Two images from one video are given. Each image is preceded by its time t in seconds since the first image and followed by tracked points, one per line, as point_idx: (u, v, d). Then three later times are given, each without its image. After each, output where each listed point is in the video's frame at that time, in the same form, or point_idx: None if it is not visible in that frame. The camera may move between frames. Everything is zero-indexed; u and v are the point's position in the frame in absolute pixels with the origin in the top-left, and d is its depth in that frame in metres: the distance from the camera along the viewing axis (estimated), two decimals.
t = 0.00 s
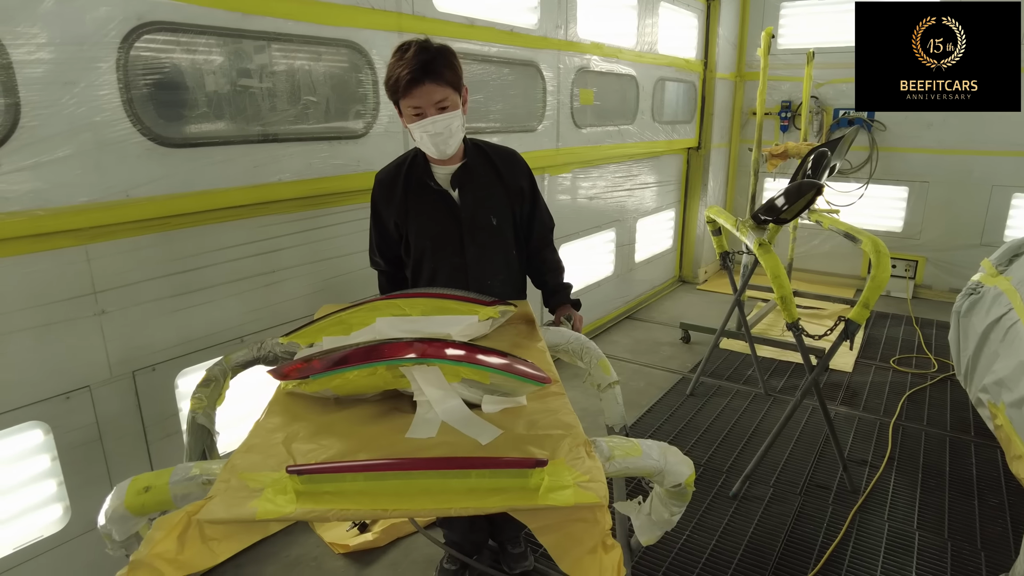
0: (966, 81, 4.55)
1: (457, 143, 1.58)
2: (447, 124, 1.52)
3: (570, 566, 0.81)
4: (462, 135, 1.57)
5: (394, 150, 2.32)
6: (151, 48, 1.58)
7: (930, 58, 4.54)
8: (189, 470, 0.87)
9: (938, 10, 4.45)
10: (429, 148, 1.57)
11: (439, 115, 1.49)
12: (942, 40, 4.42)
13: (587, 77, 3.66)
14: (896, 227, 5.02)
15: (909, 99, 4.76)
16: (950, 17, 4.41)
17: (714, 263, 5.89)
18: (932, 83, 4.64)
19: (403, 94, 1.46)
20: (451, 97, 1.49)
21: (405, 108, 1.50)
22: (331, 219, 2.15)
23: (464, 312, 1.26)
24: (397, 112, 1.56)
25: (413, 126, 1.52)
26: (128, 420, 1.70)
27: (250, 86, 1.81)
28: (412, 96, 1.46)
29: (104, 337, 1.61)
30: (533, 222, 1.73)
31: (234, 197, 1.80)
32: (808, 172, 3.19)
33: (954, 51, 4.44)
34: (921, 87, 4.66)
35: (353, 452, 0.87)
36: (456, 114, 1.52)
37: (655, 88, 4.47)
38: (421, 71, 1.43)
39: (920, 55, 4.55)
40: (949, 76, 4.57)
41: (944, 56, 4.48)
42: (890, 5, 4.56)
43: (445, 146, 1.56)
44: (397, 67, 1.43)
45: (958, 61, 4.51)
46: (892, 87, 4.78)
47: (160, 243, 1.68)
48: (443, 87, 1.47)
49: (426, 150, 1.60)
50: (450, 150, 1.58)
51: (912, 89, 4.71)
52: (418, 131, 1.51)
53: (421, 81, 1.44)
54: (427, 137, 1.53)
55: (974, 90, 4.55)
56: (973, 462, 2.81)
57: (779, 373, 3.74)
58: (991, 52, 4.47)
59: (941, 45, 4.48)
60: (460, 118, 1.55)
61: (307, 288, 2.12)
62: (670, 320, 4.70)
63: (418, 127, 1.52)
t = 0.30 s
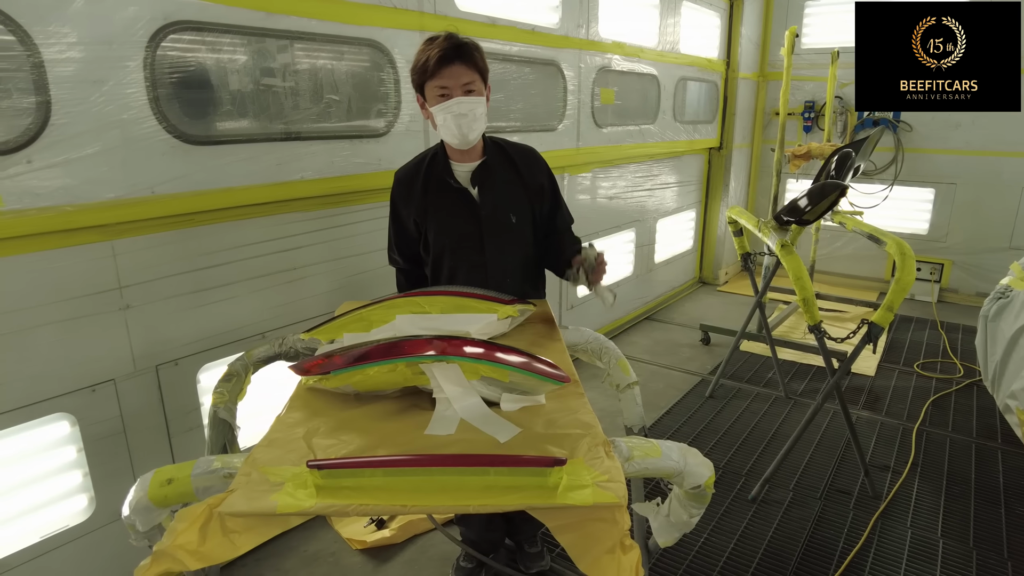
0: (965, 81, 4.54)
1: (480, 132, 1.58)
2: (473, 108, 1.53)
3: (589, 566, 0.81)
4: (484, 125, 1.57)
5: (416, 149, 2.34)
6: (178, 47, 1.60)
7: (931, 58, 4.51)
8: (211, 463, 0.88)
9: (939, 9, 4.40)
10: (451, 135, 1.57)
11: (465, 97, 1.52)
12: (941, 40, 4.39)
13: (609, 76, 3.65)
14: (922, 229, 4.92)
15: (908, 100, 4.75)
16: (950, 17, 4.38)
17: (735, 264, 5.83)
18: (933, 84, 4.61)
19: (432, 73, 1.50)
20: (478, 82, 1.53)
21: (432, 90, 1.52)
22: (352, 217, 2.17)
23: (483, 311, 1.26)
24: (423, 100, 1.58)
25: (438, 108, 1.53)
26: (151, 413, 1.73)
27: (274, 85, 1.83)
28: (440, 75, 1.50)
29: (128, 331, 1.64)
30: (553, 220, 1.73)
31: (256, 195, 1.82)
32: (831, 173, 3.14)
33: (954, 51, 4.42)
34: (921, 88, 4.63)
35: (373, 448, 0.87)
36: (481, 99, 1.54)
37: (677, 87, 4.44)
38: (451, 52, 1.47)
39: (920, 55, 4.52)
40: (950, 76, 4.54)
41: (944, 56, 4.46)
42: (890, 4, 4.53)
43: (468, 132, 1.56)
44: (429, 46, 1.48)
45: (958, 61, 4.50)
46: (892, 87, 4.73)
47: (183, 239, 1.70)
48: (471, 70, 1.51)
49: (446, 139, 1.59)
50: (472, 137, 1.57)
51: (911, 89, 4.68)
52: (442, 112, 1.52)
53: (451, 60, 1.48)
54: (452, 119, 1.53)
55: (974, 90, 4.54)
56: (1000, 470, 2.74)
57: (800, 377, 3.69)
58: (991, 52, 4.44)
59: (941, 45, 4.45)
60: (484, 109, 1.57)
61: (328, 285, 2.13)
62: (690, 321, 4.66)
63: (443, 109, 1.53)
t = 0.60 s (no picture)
0: (965, 81, 4.42)
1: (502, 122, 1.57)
2: (496, 95, 1.54)
3: (606, 568, 0.80)
4: (506, 114, 1.56)
5: (435, 149, 2.34)
6: (202, 47, 1.62)
7: (931, 58, 4.26)
8: (231, 458, 0.89)
9: (938, 9, 4.16)
10: (473, 123, 1.55)
11: (488, 83, 1.54)
12: (942, 40, 4.16)
13: (629, 75, 3.62)
14: (947, 231, 4.81)
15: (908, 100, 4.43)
16: (950, 16, 4.14)
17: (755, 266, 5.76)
18: (932, 84, 4.39)
19: (458, 61, 1.56)
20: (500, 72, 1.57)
21: (457, 78, 1.57)
22: (371, 216, 2.18)
23: (501, 310, 1.26)
24: (448, 96, 1.62)
25: (462, 94, 1.54)
26: (172, 409, 1.75)
27: (295, 84, 1.84)
28: (465, 62, 1.55)
29: (151, 327, 1.66)
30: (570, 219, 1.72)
31: (277, 193, 1.83)
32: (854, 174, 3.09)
33: (954, 51, 4.21)
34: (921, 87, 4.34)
35: (390, 446, 0.88)
36: (504, 88, 1.56)
37: (698, 87, 4.39)
38: (476, 41, 1.55)
39: (920, 56, 4.25)
40: (949, 76, 4.36)
41: (944, 56, 4.24)
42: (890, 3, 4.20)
43: (490, 118, 1.54)
44: (456, 39, 1.57)
45: (958, 61, 4.31)
46: (892, 87, 4.37)
47: (206, 236, 1.72)
48: (495, 60, 1.57)
49: (470, 131, 1.58)
50: (494, 125, 1.55)
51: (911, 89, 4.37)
52: (466, 96, 1.53)
53: (476, 50, 1.55)
54: (475, 102, 1.52)
55: (974, 89, 4.45)
56: None
57: (821, 380, 3.63)
58: (991, 52, 4.33)
59: (941, 45, 4.22)
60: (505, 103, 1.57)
61: (347, 284, 2.15)
62: (709, 323, 4.61)
63: (466, 94, 1.54)
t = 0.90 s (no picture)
0: (965, 81, 4.24)
1: (504, 121, 1.54)
2: (495, 96, 1.51)
3: (618, 570, 0.80)
4: (508, 114, 1.54)
5: (450, 150, 2.35)
6: (221, 48, 1.64)
7: (931, 58, 3.98)
8: (246, 456, 0.90)
9: (939, 8, 3.94)
10: (474, 125, 1.53)
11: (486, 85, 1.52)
12: (942, 40, 3.92)
13: (645, 75, 3.60)
14: (970, 233, 4.73)
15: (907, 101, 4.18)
16: (951, 16, 3.91)
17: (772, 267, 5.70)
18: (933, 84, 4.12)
19: (453, 65, 1.54)
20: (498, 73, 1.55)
21: (455, 82, 1.55)
22: (388, 216, 2.19)
23: (515, 310, 1.25)
24: (449, 101, 1.61)
25: (461, 98, 1.53)
26: (189, 406, 1.77)
27: (313, 84, 1.85)
28: (461, 66, 1.53)
29: (169, 325, 1.68)
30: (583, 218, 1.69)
31: (293, 193, 1.85)
32: (874, 174, 3.04)
33: (955, 51, 3.98)
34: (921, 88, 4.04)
35: (404, 445, 0.88)
36: (503, 88, 1.54)
37: (715, 87, 4.35)
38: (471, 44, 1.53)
39: (921, 56, 3.98)
40: (950, 75, 4.11)
41: (944, 56, 3.99)
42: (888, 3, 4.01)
43: (492, 119, 1.52)
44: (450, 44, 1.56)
45: (958, 60, 4.09)
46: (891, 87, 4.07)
47: (223, 235, 1.74)
48: (491, 61, 1.54)
49: (472, 134, 1.56)
50: (496, 124, 1.53)
51: (912, 89, 4.07)
52: (465, 101, 1.51)
53: (472, 53, 1.53)
54: (475, 105, 1.50)
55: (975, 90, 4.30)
56: None
57: (838, 383, 3.58)
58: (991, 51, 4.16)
59: (942, 44, 3.97)
60: (507, 103, 1.55)
61: (362, 283, 2.16)
62: (726, 325, 4.58)
63: (465, 98, 1.52)
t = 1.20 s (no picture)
0: (964, 81, 3.85)
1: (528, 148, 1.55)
2: (520, 136, 1.49)
3: (627, 570, 0.79)
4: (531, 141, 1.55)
5: (462, 149, 2.35)
6: (235, 46, 1.65)
7: (929, 58, 3.63)
8: (256, 452, 0.90)
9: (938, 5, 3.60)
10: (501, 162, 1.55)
11: (513, 134, 1.47)
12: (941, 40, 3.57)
13: (657, 74, 3.58)
14: (987, 234, 4.67)
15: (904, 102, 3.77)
16: (950, 16, 3.60)
17: (785, 268, 5.66)
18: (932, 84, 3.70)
19: (477, 119, 1.42)
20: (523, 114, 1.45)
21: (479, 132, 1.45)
22: (401, 214, 2.20)
23: (526, 309, 1.25)
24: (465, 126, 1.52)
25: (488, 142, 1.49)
26: (201, 402, 1.79)
27: (325, 83, 1.86)
28: (486, 120, 1.42)
29: (182, 321, 1.69)
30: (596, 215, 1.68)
31: (304, 190, 1.86)
32: (889, 174, 3.01)
33: (955, 52, 3.64)
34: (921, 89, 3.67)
35: (414, 442, 0.88)
36: (527, 126, 1.48)
37: (727, 87, 4.31)
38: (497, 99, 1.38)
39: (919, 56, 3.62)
40: (950, 76, 3.72)
41: (944, 57, 3.63)
42: None
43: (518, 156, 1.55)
44: (473, 96, 1.38)
45: (958, 61, 3.73)
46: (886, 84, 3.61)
47: (236, 233, 1.76)
48: (517, 109, 1.42)
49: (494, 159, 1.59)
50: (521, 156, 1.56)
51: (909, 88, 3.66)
52: (493, 149, 1.50)
53: (495, 105, 1.40)
54: (502, 151, 1.51)
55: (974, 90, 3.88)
56: None
57: (851, 385, 3.55)
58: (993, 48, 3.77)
59: (941, 44, 3.61)
60: (529, 128, 1.52)
61: (374, 281, 2.16)
62: (738, 325, 4.55)
63: (492, 145, 1.50)
